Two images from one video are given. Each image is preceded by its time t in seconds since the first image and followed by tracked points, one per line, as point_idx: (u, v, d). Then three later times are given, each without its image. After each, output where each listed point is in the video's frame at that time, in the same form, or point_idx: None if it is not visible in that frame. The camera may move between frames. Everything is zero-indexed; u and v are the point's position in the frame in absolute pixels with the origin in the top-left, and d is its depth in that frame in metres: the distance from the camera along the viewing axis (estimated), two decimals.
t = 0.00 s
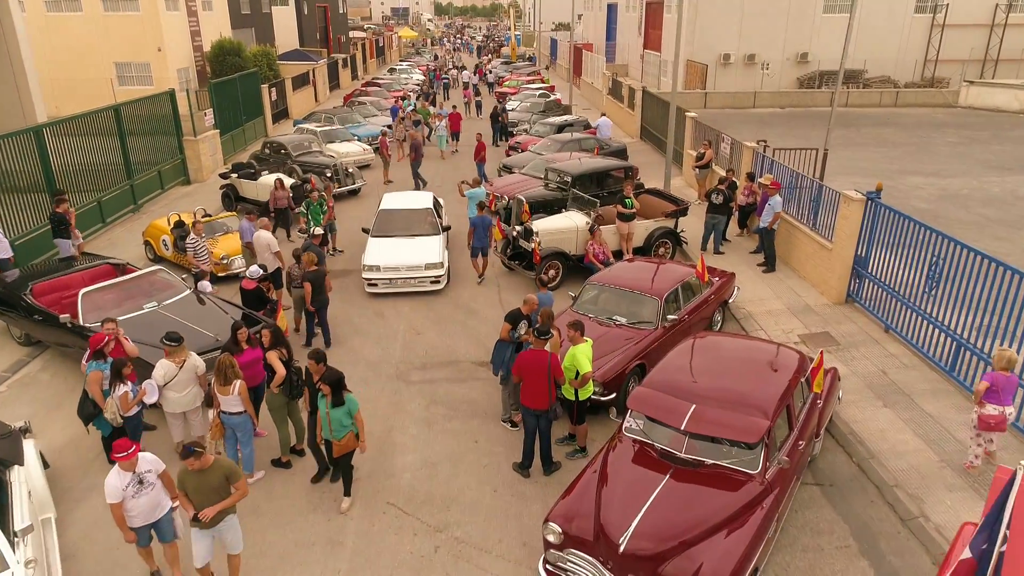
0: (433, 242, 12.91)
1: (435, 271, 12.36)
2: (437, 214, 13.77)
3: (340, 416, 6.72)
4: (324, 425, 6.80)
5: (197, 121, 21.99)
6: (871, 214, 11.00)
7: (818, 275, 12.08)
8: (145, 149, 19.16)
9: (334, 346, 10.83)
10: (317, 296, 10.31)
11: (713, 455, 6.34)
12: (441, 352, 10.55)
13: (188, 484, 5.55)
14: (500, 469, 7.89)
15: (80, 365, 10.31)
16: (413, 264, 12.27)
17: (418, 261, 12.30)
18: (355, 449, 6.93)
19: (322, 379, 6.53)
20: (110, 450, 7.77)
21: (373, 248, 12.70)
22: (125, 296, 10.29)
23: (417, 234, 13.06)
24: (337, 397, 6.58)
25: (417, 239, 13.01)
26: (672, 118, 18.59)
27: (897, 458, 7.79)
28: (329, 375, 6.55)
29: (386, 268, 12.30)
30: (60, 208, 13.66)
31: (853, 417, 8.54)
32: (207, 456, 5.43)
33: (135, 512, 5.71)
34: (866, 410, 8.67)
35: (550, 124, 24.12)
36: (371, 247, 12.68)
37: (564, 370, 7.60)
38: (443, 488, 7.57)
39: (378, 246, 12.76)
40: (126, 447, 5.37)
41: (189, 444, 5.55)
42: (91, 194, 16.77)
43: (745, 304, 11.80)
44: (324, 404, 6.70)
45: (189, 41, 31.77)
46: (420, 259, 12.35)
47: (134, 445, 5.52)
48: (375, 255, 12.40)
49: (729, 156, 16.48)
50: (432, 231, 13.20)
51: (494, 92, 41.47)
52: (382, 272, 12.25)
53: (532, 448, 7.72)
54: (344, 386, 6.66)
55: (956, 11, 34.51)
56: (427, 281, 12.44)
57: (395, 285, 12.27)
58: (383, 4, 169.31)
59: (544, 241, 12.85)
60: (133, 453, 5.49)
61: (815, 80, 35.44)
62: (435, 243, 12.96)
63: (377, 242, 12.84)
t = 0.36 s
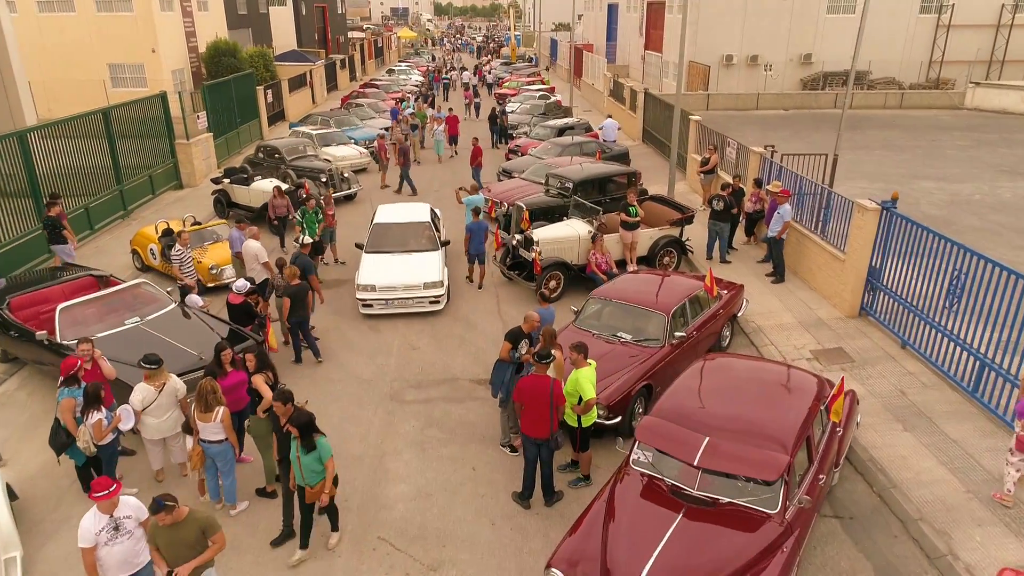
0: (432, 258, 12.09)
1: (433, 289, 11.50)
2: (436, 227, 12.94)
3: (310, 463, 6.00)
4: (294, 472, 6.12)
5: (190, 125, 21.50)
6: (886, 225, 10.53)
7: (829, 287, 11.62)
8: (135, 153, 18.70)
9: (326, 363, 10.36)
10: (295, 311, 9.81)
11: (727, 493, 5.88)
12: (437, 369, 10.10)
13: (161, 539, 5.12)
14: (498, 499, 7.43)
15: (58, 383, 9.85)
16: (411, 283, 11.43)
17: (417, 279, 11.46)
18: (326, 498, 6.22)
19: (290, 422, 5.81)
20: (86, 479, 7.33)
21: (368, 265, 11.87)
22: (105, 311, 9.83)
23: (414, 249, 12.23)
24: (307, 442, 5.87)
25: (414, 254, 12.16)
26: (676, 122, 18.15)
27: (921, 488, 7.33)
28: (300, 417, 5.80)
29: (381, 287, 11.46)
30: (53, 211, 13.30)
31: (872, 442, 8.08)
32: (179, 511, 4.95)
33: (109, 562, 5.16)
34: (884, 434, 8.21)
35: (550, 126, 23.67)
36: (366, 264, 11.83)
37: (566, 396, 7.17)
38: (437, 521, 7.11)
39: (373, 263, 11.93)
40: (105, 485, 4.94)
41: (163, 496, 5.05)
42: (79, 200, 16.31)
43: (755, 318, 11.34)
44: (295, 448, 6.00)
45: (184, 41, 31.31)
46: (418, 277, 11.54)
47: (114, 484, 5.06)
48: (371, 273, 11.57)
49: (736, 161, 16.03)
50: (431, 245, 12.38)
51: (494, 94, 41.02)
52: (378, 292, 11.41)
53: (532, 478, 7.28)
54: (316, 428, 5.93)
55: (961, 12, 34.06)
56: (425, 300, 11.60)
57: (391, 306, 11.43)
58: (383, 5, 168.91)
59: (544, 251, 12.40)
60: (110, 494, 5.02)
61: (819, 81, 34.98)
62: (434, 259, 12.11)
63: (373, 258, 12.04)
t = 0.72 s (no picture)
0: (431, 276, 11.31)
1: (432, 312, 10.72)
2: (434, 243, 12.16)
3: (272, 511, 5.31)
4: (253, 524, 5.38)
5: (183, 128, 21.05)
6: (902, 236, 10.07)
7: (842, 299, 11.17)
8: (125, 158, 18.25)
9: (318, 381, 9.91)
10: (278, 328, 9.46)
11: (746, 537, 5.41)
12: (433, 388, 9.65)
13: None
14: (497, 533, 6.99)
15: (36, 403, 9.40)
16: (408, 305, 10.64)
17: (415, 300, 10.69)
18: (295, 548, 5.54)
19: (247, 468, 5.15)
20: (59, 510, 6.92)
21: (361, 285, 11.07)
22: (84, 327, 9.40)
23: (411, 267, 11.46)
24: (266, 489, 5.20)
25: (411, 272, 11.37)
26: (680, 126, 17.71)
27: (947, 522, 6.88)
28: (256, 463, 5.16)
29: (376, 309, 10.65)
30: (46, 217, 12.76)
31: (893, 470, 7.64)
32: None
33: None
34: (905, 461, 7.77)
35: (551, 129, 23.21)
36: (359, 285, 11.04)
37: (569, 423, 6.74)
38: (432, 558, 6.66)
39: (367, 282, 11.15)
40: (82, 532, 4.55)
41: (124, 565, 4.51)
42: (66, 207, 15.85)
43: (765, 332, 10.90)
44: (253, 496, 5.33)
45: (179, 42, 30.85)
46: (416, 298, 10.76)
47: (96, 528, 4.68)
48: (365, 295, 10.78)
49: (742, 166, 15.60)
50: (429, 263, 11.61)
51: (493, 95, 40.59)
52: (373, 315, 10.62)
53: (534, 511, 6.84)
54: (275, 472, 5.29)
55: (967, 12, 33.62)
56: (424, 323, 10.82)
57: (388, 329, 10.64)
58: (382, 5, 168.46)
59: (545, 261, 11.96)
60: (92, 542, 4.62)
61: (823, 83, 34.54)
62: (432, 277, 11.33)
63: (367, 277, 11.26)
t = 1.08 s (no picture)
0: (429, 297, 10.55)
1: (432, 337, 9.93)
2: (432, 260, 11.41)
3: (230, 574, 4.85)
4: None
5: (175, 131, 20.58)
6: (919, 248, 9.63)
7: (854, 311, 10.75)
8: (116, 161, 17.80)
9: (308, 400, 9.46)
10: (268, 345, 9.02)
11: None
12: (428, 407, 9.23)
13: None
14: (495, 568, 6.55)
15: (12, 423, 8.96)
16: (406, 330, 9.84)
17: (413, 324, 9.89)
18: None
19: (202, 528, 4.70)
20: (28, 544, 6.49)
21: (355, 307, 10.28)
22: (63, 345, 8.93)
23: (408, 288, 10.70)
24: (223, 553, 4.73)
25: (408, 293, 10.63)
26: (685, 130, 17.28)
27: (975, 557, 6.44)
28: (214, 523, 4.70)
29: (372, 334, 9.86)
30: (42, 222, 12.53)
31: (915, 499, 7.20)
32: None
33: None
34: (928, 489, 7.33)
35: (551, 132, 22.79)
36: (352, 307, 10.25)
37: (572, 455, 6.36)
38: None
39: (361, 304, 10.36)
40: None
41: None
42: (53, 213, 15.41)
43: (775, 347, 10.45)
44: (209, 559, 4.86)
45: (174, 43, 30.39)
46: (414, 321, 9.96)
47: None
48: (359, 319, 9.98)
49: (749, 172, 15.16)
50: (427, 283, 10.84)
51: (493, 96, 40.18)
52: (368, 341, 9.80)
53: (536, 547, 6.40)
54: (236, 532, 4.83)
55: (973, 12, 33.18)
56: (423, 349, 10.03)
57: (384, 356, 9.85)
58: (382, 5, 168.13)
59: (545, 271, 11.52)
60: None
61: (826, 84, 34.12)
62: (431, 298, 10.55)
63: (361, 297, 10.50)
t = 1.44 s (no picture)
0: (426, 321, 9.74)
1: (430, 367, 9.13)
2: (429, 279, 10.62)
3: None
4: None
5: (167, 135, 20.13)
6: (936, 260, 9.20)
7: (867, 325, 10.33)
8: (105, 166, 17.35)
9: (298, 420, 9.04)
10: (254, 362, 8.59)
11: None
12: (423, 428, 8.80)
13: None
14: None
15: None
16: (401, 359, 9.02)
17: (409, 353, 9.08)
18: None
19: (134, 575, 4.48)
20: None
21: (344, 334, 9.44)
22: (38, 364, 8.44)
23: (403, 312, 9.90)
24: None
25: (404, 317, 9.83)
26: (689, 134, 16.83)
27: None
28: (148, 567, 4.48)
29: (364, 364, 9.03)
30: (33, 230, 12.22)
31: (938, 532, 6.77)
32: None
33: None
34: (952, 521, 6.91)
35: (552, 134, 22.36)
36: (342, 334, 9.42)
37: (573, 490, 5.95)
38: None
39: (352, 330, 9.54)
40: None
41: None
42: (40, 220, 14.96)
43: (785, 362, 10.02)
44: None
45: (168, 44, 29.95)
46: (409, 349, 9.16)
47: None
48: (351, 347, 9.14)
49: (756, 178, 14.71)
50: (425, 306, 10.04)
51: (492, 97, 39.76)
52: (360, 372, 8.97)
53: None
54: None
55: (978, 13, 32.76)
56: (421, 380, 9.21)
57: (378, 388, 9.01)
58: (382, 5, 167.75)
59: (546, 282, 11.10)
60: None
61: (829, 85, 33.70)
62: (428, 323, 9.76)
63: (353, 321, 9.69)
